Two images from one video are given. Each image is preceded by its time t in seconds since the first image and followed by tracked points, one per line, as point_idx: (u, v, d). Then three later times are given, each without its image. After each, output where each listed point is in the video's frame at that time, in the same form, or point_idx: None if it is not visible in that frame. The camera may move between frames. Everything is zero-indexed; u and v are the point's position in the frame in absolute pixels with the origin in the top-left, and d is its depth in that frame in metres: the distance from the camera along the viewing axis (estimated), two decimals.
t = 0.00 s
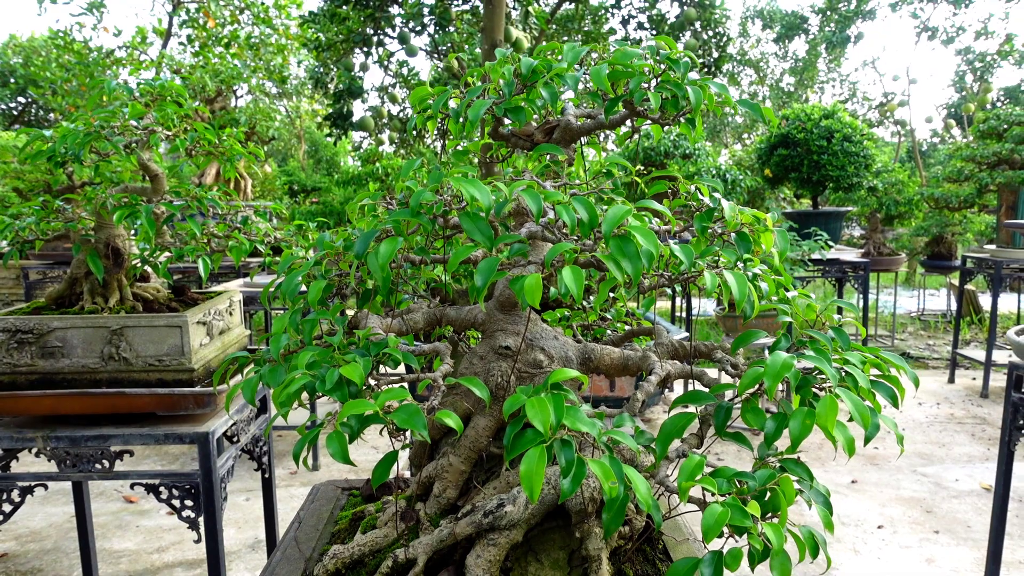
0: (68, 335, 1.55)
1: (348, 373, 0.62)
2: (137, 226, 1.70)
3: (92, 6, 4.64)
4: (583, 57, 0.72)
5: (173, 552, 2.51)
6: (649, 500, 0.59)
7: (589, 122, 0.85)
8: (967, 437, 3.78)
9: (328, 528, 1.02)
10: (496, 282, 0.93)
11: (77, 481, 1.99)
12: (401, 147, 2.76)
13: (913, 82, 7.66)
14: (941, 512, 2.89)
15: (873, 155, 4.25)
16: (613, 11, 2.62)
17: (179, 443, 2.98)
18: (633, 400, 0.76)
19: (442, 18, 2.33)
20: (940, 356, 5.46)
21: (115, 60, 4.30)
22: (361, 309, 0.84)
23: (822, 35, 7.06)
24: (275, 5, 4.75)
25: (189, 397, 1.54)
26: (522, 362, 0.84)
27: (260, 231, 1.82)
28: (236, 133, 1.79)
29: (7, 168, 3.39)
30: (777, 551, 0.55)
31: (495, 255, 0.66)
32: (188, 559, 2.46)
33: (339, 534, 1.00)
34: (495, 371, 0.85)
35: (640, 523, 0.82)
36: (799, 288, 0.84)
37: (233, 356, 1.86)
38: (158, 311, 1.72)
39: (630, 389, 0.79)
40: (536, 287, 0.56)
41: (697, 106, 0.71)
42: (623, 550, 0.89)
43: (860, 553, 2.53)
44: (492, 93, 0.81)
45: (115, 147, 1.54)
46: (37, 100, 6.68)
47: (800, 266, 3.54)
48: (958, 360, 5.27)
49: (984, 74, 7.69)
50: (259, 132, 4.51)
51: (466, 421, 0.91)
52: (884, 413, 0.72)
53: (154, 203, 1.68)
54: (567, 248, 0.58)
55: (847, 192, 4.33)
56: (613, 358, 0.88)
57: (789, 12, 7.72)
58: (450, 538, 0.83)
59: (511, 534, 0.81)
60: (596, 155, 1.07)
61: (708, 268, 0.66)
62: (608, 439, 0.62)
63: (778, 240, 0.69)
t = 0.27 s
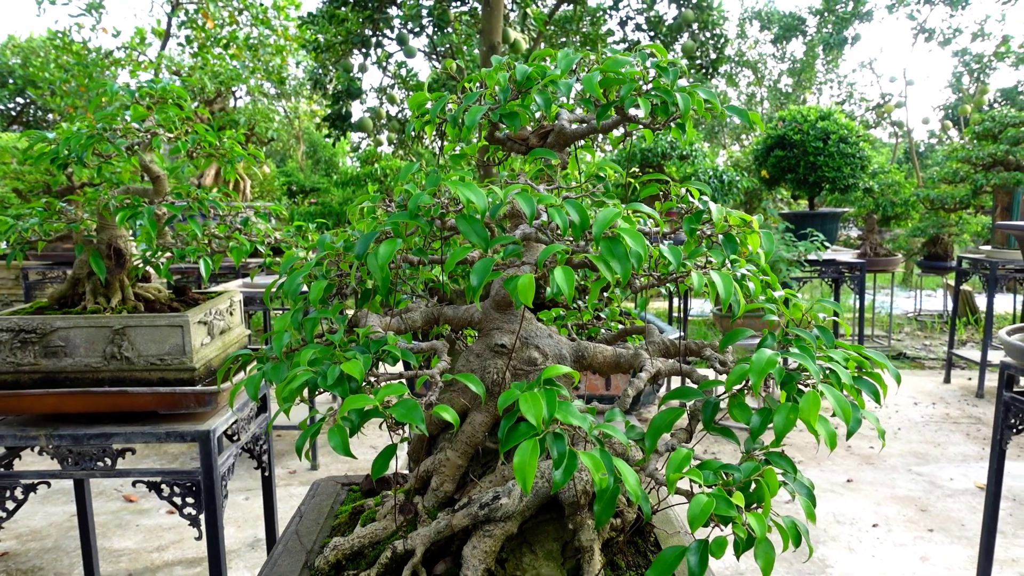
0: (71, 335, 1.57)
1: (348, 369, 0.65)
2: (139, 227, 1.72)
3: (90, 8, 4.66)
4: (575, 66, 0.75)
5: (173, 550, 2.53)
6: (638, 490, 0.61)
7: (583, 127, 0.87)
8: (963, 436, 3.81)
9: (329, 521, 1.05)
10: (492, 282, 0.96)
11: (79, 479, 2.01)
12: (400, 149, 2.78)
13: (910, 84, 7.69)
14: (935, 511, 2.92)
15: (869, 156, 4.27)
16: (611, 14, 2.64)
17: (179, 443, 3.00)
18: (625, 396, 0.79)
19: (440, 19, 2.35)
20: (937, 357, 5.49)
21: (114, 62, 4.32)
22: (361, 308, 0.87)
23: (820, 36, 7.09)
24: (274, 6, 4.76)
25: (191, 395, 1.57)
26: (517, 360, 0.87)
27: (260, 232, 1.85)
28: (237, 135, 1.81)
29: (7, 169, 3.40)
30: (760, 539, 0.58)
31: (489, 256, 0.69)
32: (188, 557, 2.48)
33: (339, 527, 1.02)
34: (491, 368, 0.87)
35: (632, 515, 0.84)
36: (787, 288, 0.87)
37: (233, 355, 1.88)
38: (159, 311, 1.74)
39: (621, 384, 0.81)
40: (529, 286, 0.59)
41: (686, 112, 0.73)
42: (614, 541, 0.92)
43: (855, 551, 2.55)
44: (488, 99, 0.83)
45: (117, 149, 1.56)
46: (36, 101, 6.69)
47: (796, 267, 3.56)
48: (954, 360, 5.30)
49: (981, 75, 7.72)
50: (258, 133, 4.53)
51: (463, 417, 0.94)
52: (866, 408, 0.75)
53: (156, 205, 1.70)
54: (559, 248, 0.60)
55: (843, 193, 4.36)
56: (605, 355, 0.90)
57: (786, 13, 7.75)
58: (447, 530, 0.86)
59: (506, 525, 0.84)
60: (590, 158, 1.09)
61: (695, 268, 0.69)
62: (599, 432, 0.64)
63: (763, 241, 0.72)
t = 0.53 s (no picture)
0: (74, 334, 1.59)
1: (348, 366, 0.68)
2: (141, 228, 1.75)
3: (91, 10, 4.68)
4: (567, 73, 0.77)
5: (173, 549, 2.55)
6: (626, 482, 0.64)
7: (575, 132, 0.90)
8: (957, 436, 3.84)
9: (328, 515, 1.07)
10: (488, 282, 0.98)
11: (80, 477, 2.03)
12: (399, 150, 2.81)
13: (907, 85, 7.73)
14: (929, 509, 2.95)
15: (865, 157, 4.30)
16: (609, 16, 2.67)
17: (179, 443, 3.02)
18: (615, 392, 0.81)
19: (439, 21, 2.37)
20: (933, 357, 5.52)
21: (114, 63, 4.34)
22: (360, 307, 0.89)
23: (817, 38, 7.12)
24: (273, 7, 4.79)
25: (193, 394, 1.59)
26: (512, 357, 0.89)
27: (260, 233, 1.86)
28: (236, 137, 1.83)
29: (8, 171, 3.42)
30: (741, 528, 0.61)
31: (483, 257, 0.71)
32: (188, 556, 2.50)
33: (339, 521, 1.05)
34: (486, 366, 0.90)
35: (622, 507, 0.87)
36: (773, 288, 0.90)
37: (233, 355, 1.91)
38: (160, 311, 1.77)
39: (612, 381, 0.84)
40: (521, 287, 0.61)
41: (673, 118, 0.76)
42: (606, 533, 0.94)
43: (849, 550, 2.58)
44: (484, 106, 0.86)
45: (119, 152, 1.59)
46: (35, 102, 6.70)
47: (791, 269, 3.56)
48: (950, 360, 5.33)
49: (977, 77, 7.76)
50: (257, 134, 4.55)
51: (459, 413, 0.97)
52: (847, 404, 0.78)
53: (158, 206, 1.73)
54: (549, 251, 0.63)
55: (839, 195, 4.39)
56: (597, 353, 0.93)
57: (784, 15, 7.78)
58: (444, 522, 0.89)
59: (501, 517, 0.86)
60: (583, 162, 1.12)
61: (682, 269, 0.71)
62: (589, 426, 0.67)
63: (748, 243, 0.75)
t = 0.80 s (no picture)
0: (78, 335, 1.61)
1: (352, 365, 0.70)
2: (144, 230, 1.77)
3: (90, 11, 4.69)
4: (564, 80, 0.79)
5: (173, 548, 2.57)
6: (621, 478, 0.66)
7: (572, 138, 0.93)
8: (954, 436, 3.86)
9: (331, 512, 1.09)
10: (487, 284, 1.01)
11: (83, 476, 2.05)
12: (399, 152, 2.83)
13: (905, 86, 7.76)
14: (925, 509, 2.97)
15: (862, 159, 4.32)
16: (608, 17, 2.69)
17: (179, 443, 3.04)
18: (610, 391, 0.84)
19: (438, 23, 2.38)
20: (929, 357, 5.54)
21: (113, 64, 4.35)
22: (362, 308, 0.91)
23: (815, 39, 7.14)
24: (273, 8, 4.80)
25: (195, 394, 1.61)
26: (510, 357, 0.91)
27: (262, 234, 1.86)
28: (237, 139, 1.85)
29: (8, 172, 3.43)
30: (732, 522, 0.63)
31: (483, 259, 0.74)
32: (188, 555, 2.52)
33: (341, 517, 1.07)
34: (485, 365, 0.92)
35: (618, 503, 0.89)
36: (766, 290, 0.92)
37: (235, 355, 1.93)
38: (163, 312, 1.78)
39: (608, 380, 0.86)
40: (519, 289, 0.64)
41: (667, 126, 0.78)
42: (602, 529, 0.97)
43: (845, 549, 2.60)
44: (483, 112, 0.88)
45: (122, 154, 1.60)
46: (34, 102, 6.70)
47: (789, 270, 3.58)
48: (946, 361, 5.35)
49: (974, 78, 7.80)
50: (257, 135, 4.56)
51: (459, 411, 0.99)
52: (837, 402, 0.80)
53: (160, 208, 1.74)
54: (547, 254, 0.65)
55: (836, 196, 4.41)
56: (594, 353, 0.95)
57: (782, 16, 7.80)
58: (444, 518, 0.91)
59: (499, 513, 0.89)
60: (581, 167, 1.14)
61: (676, 272, 0.74)
62: (585, 424, 0.69)
63: (739, 246, 0.78)
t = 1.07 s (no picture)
0: (78, 334, 1.62)
1: (349, 362, 0.71)
2: (143, 230, 1.78)
3: (89, 12, 4.70)
4: (557, 83, 0.81)
5: (172, 547, 2.58)
6: (611, 471, 0.67)
7: (565, 139, 0.94)
8: (950, 435, 3.88)
9: (329, 507, 1.11)
10: (482, 282, 1.02)
11: (82, 475, 2.06)
12: (397, 152, 2.84)
13: (902, 87, 7.78)
14: (921, 507, 2.98)
15: (859, 159, 4.33)
16: (606, 18, 2.71)
17: (178, 442, 3.05)
18: (602, 387, 0.85)
19: (436, 24, 2.40)
20: (927, 357, 5.56)
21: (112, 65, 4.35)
22: (359, 306, 0.93)
23: (813, 40, 7.16)
24: (271, 9, 4.82)
25: (194, 393, 1.62)
26: (504, 355, 0.93)
27: (261, 234, 1.88)
28: (236, 140, 1.87)
29: (7, 172, 3.44)
30: (719, 514, 0.64)
31: (476, 258, 0.75)
32: (187, 554, 2.53)
33: (339, 512, 1.08)
34: (479, 362, 0.94)
35: (610, 497, 0.91)
36: (755, 288, 0.94)
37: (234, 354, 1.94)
38: (162, 311, 1.80)
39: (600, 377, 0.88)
40: (511, 287, 0.65)
41: (656, 128, 0.80)
42: (594, 523, 0.98)
43: (841, 547, 2.61)
44: (477, 114, 0.89)
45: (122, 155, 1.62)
46: (33, 103, 6.70)
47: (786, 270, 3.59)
48: (944, 360, 5.37)
49: (972, 79, 7.82)
50: (256, 136, 4.57)
51: (454, 408, 1.00)
52: (824, 398, 0.82)
53: (160, 209, 1.76)
54: (538, 253, 0.66)
55: (833, 196, 4.42)
56: (587, 351, 0.97)
57: (780, 17, 7.82)
58: (439, 511, 0.93)
59: (493, 507, 0.90)
60: (575, 167, 1.16)
61: (665, 271, 0.76)
62: (576, 419, 0.71)
63: (727, 245, 0.80)
